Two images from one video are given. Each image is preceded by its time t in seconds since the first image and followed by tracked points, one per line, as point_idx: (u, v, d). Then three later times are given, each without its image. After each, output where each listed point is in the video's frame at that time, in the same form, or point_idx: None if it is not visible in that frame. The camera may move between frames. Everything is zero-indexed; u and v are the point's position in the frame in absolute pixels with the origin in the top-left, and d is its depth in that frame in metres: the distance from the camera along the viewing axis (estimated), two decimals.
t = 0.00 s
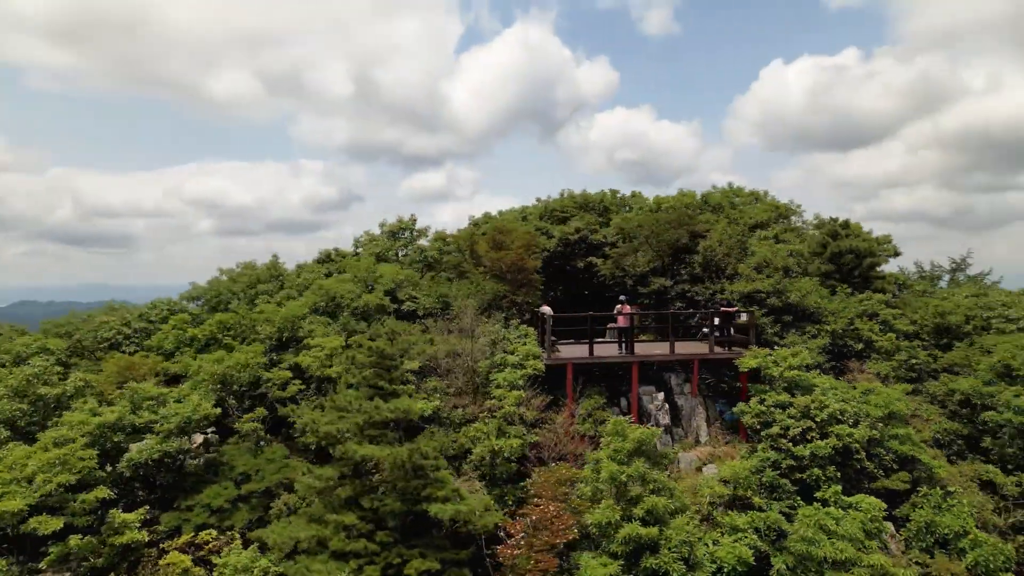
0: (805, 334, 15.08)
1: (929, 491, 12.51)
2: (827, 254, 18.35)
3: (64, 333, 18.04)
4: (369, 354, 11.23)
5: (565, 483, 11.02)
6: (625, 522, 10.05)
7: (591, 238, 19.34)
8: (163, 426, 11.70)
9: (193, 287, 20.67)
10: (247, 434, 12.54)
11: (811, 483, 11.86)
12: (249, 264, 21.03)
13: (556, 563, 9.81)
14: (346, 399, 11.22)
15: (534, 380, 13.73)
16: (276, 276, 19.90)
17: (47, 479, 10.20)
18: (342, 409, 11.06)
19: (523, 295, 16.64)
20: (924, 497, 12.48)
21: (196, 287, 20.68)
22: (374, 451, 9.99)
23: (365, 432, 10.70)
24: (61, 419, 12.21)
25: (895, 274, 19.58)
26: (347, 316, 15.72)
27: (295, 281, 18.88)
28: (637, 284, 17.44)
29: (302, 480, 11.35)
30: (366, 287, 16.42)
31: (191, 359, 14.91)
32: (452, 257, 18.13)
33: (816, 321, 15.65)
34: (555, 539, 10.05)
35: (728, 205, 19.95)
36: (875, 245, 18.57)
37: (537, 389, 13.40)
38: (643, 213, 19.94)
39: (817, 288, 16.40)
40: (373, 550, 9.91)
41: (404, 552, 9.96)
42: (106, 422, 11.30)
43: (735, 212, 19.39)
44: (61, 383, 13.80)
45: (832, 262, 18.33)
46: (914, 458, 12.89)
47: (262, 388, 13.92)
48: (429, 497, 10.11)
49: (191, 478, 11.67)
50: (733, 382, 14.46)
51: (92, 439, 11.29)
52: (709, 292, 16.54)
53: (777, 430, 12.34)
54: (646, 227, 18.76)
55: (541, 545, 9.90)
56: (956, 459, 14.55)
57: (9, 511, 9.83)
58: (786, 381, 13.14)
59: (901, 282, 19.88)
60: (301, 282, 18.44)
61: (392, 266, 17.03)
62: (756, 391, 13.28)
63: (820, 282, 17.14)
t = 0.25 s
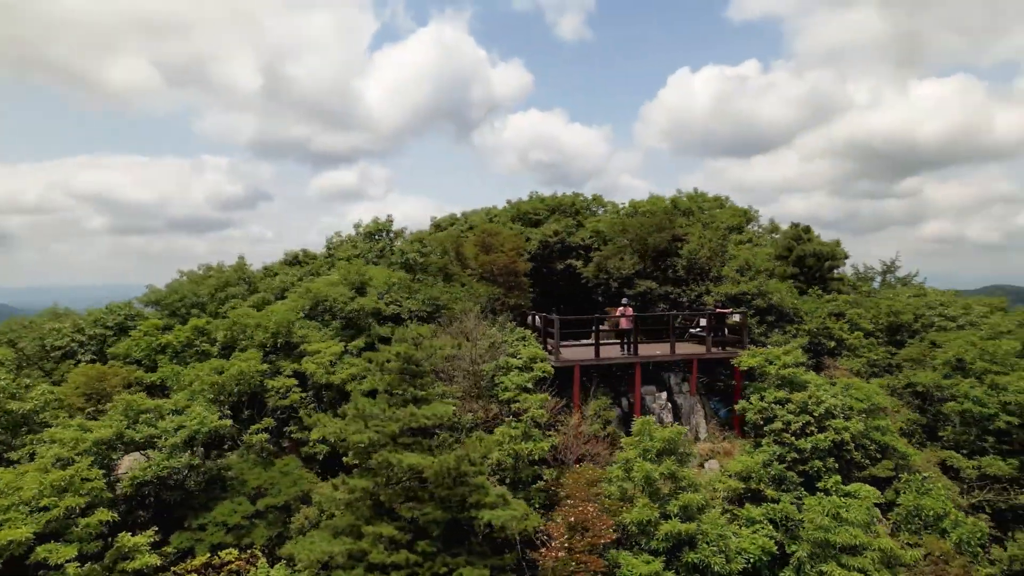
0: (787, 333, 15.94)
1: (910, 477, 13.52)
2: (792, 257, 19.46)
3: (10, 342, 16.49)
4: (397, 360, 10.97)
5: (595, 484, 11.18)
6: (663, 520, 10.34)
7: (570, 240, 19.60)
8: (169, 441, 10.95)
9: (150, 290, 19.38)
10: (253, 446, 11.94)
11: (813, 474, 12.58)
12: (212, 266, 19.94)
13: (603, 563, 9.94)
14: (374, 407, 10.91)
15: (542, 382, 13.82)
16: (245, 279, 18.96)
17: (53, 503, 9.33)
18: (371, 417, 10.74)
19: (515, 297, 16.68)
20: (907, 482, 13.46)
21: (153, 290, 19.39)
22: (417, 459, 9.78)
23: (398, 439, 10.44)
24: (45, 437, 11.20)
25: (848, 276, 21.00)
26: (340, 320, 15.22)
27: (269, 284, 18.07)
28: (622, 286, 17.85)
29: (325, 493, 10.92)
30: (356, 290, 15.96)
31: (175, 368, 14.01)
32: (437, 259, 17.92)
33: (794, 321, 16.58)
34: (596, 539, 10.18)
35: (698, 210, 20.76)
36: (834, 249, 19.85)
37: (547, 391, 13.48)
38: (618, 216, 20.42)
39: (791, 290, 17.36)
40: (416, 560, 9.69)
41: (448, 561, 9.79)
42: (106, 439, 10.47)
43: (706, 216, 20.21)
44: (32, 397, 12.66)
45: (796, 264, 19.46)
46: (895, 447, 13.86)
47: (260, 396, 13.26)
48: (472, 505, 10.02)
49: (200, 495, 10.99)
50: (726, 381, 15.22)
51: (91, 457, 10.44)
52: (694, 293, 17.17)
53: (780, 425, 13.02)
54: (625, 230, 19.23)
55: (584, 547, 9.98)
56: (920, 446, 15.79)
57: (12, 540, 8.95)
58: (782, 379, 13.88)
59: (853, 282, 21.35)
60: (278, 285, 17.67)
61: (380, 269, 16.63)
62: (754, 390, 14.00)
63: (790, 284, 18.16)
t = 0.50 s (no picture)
0: (762, 334, 16.52)
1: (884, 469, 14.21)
2: (760, 259, 20.16)
3: None
4: (401, 363, 10.81)
5: (600, 484, 11.30)
6: (669, 517, 10.56)
7: (547, 242, 19.73)
8: (161, 451, 10.45)
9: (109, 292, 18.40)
10: (245, 455, 11.51)
11: (798, 468, 13.08)
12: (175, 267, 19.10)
13: (615, 562, 10.08)
14: (378, 412, 10.72)
15: (535, 383, 13.88)
16: (213, 281, 18.26)
17: (44, 520, 8.76)
18: (376, 422, 10.56)
19: (499, 299, 16.67)
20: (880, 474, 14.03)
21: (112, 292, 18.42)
22: (430, 464, 9.68)
23: (406, 445, 10.29)
24: (19, 450, 10.49)
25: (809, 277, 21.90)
26: (324, 323, 14.86)
27: (241, 286, 17.46)
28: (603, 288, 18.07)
29: (327, 501, 10.64)
30: (338, 292, 15.61)
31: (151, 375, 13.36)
32: (417, 260, 17.71)
33: (768, 321, 17.19)
34: (606, 538, 10.32)
35: (669, 213, 21.24)
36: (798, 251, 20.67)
37: (541, 392, 13.55)
38: (593, 219, 20.69)
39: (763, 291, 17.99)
40: (430, 566, 9.56)
41: (462, 566, 9.69)
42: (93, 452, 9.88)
43: (678, 219, 20.71)
44: None
45: (763, 266, 20.17)
46: (867, 439, 14.53)
47: (247, 402, 12.81)
48: (484, 509, 9.99)
49: (193, 508, 10.52)
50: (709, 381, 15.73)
51: (76, 471, 9.84)
52: (672, 295, 17.59)
53: (766, 422, 13.51)
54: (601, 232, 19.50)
55: (594, 547, 10.08)
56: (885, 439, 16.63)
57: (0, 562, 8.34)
58: (765, 378, 14.39)
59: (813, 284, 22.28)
60: (251, 287, 17.09)
61: (362, 270, 16.32)
62: (739, 388, 14.48)
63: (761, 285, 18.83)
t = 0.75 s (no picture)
0: (750, 334, 16.84)
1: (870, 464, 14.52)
2: (744, 260, 20.47)
3: None
4: (403, 365, 10.72)
5: (600, 485, 11.37)
6: (671, 516, 10.69)
7: (535, 243, 19.76)
8: (157, 457, 10.20)
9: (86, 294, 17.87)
10: (241, 460, 11.29)
11: (791, 466, 13.31)
12: (155, 267, 18.64)
13: (620, 562, 10.17)
14: (380, 414, 10.61)
15: (530, 385, 13.90)
16: (196, 282, 17.87)
17: (40, 530, 8.48)
18: (379, 425, 10.46)
19: (490, 300, 16.64)
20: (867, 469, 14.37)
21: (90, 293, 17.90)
22: (436, 467, 9.62)
23: (410, 447, 10.21)
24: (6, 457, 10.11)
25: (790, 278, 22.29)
26: (316, 325, 14.66)
27: (227, 287, 17.12)
28: (592, 289, 18.14)
29: (328, 505, 10.51)
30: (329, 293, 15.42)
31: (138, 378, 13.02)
32: (407, 261, 17.58)
33: (754, 322, 17.49)
34: (610, 538, 10.39)
35: (654, 214, 21.43)
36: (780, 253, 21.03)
37: (537, 393, 13.59)
38: (579, 221, 20.78)
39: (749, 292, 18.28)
40: (437, 569, 9.50)
41: (468, 568, 9.66)
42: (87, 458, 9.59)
43: (663, 220, 20.91)
44: None
45: (747, 267, 20.49)
46: (854, 436, 14.86)
47: (241, 406, 12.58)
48: (490, 510, 9.97)
49: (191, 516, 10.30)
50: (699, 380, 15.96)
51: (69, 478, 9.53)
52: (661, 295, 17.77)
53: (758, 421, 13.77)
54: (589, 233, 19.59)
55: (599, 547, 10.15)
56: (868, 436, 17.01)
57: None
58: (756, 377, 14.64)
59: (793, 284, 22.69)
60: (237, 288, 16.77)
61: (352, 271, 16.15)
62: (731, 387, 14.74)
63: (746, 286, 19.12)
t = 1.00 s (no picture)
0: (742, 334, 17.18)
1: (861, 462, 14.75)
2: (734, 261, 20.69)
3: None
4: (404, 367, 10.66)
5: (601, 485, 11.42)
6: (672, 515, 10.77)
7: (527, 243, 19.78)
8: (154, 461, 10.04)
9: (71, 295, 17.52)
10: (238, 464, 11.16)
11: (786, 464, 13.47)
12: (143, 268, 18.34)
13: (623, 562, 10.22)
14: (382, 416, 10.55)
15: (527, 385, 13.92)
16: (186, 283, 17.64)
17: (38, 537, 8.31)
18: (381, 427, 10.40)
19: (485, 301, 16.62)
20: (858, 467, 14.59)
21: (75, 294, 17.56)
22: (440, 468, 9.60)
23: (412, 449, 10.17)
24: None
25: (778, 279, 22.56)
26: (310, 326, 14.54)
27: (217, 288, 16.92)
28: (586, 290, 18.26)
29: (330, 508, 10.43)
30: (323, 294, 15.30)
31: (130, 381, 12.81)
32: (400, 261, 17.49)
33: (744, 323, 17.75)
34: (613, 538, 10.44)
35: (645, 214, 21.57)
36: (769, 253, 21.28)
37: (535, 394, 13.63)
38: (571, 222, 20.86)
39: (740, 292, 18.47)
40: (441, 571, 9.48)
41: (473, 570, 9.64)
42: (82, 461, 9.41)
43: (654, 221, 21.05)
44: None
45: (737, 268, 20.70)
46: (846, 435, 15.07)
47: (237, 408, 12.45)
48: (494, 512, 9.96)
49: (188, 521, 10.15)
50: (694, 380, 16.10)
51: (64, 482, 9.34)
52: (654, 296, 17.89)
53: (753, 420, 13.92)
54: (581, 233, 19.66)
55: (602, 547, 10.19)
56: (856, 435, 17.27)
57: None
58: (749, 376, 14.81)
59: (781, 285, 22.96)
60: (228, 289, 16.57)
61: (346, 272, 16.04)
62: (725, 386, 14.89)
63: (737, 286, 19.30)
